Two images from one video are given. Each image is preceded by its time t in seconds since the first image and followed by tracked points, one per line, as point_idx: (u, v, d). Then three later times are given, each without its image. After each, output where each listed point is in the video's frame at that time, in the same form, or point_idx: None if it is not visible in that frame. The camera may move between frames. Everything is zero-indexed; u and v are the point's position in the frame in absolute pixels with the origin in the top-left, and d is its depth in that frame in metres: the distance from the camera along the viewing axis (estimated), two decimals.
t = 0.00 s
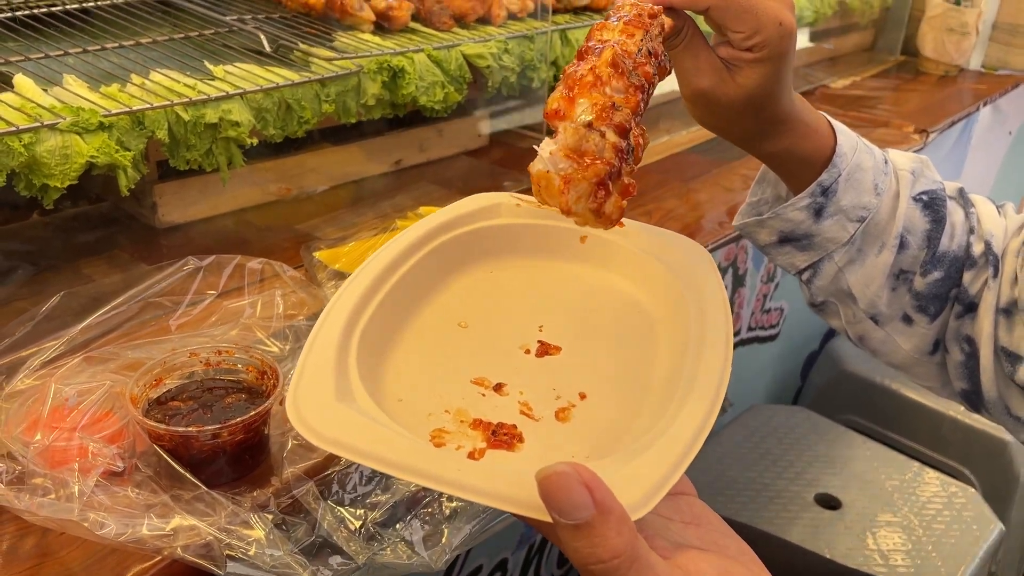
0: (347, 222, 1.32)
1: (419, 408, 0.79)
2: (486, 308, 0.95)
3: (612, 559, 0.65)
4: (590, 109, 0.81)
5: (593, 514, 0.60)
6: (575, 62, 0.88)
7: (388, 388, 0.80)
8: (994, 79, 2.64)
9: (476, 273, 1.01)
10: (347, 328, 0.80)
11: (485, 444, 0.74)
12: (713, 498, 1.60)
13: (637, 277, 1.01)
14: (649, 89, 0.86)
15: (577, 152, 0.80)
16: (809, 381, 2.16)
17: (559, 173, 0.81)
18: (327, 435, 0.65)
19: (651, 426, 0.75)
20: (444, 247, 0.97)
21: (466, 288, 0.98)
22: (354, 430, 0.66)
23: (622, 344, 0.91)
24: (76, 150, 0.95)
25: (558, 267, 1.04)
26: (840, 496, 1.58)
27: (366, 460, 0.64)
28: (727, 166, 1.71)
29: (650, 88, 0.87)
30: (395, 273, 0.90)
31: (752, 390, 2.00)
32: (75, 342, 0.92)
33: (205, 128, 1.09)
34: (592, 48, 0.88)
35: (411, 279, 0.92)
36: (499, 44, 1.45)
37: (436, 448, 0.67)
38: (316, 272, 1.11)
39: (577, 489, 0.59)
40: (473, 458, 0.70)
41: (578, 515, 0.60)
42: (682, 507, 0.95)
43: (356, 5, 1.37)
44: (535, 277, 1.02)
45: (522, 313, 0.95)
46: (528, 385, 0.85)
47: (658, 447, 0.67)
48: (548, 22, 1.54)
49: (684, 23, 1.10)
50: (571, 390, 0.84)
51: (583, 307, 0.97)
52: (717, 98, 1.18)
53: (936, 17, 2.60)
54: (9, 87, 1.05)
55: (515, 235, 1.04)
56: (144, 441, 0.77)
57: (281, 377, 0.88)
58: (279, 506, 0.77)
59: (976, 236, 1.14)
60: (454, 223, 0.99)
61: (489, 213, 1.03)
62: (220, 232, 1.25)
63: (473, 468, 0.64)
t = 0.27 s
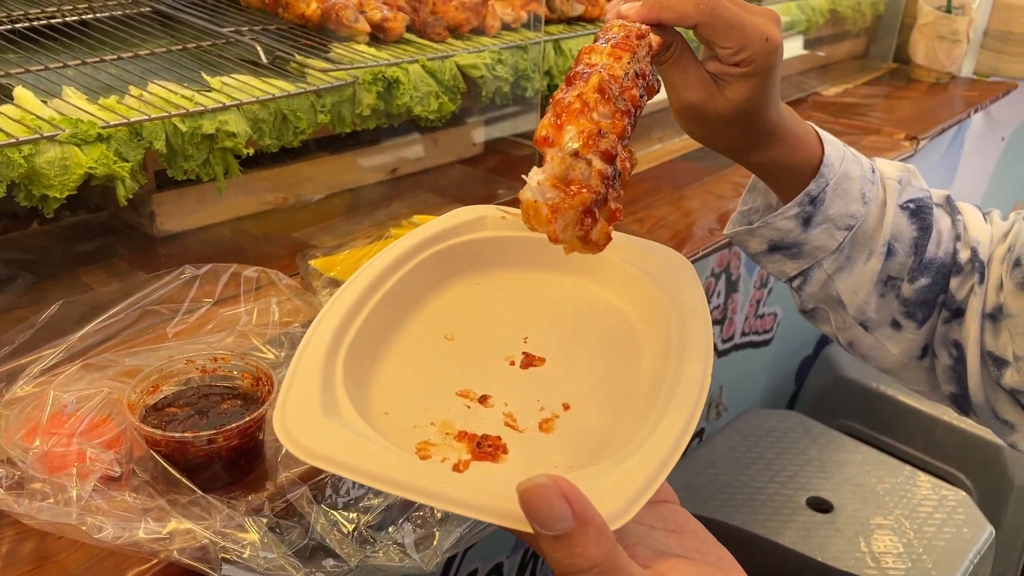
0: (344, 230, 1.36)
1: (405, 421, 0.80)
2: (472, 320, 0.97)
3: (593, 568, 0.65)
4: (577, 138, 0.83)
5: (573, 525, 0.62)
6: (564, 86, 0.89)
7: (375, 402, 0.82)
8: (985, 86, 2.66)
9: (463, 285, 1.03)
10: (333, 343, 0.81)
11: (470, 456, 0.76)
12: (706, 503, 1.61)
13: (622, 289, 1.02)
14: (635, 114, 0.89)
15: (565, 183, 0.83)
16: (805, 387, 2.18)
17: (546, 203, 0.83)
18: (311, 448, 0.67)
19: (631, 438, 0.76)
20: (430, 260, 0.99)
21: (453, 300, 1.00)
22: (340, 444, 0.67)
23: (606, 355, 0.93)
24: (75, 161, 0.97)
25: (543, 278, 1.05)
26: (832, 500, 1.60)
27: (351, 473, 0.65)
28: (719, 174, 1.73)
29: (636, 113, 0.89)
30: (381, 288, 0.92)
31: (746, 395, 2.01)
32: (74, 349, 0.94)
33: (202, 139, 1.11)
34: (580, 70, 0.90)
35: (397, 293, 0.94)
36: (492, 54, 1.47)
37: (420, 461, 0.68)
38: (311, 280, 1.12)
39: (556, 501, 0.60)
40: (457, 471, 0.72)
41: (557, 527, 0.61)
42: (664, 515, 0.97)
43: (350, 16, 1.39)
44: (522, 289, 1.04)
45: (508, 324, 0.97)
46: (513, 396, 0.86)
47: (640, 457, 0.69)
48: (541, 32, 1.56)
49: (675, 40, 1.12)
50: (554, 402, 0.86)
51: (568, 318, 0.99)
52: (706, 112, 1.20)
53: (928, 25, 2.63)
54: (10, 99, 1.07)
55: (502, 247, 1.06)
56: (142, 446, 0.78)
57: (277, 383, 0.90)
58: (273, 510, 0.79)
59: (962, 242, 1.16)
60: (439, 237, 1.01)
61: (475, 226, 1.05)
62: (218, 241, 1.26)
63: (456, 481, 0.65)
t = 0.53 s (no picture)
0: (343, 237, 1.36)
1: (409, 415, 0.82)
2: (474, 317, 0.99)
3: (598, 555, 0.67)
4: (569, 136, 0.85)
5: (579, 512, 0.63)
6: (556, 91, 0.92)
7: (380, 396, 0.83)
8: (978, 93, 2.69)
9: (464, 284, 1.04)
10: (339, 339, 0.83)
11: (474, 449, 0.78)
12: (703, 505, 1.63)
13: (621, 287, 1.04)
14: (627, 114, 0.91)
15: (558, 178, 0.84)
16: (801, 392, 2.19)
17: (540, 197, 0.84)
18: (318, 440, 0.69)
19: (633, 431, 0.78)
20: (431, 260, 1.01)
21: (454, 297, 1.02)
22: (348, 437, 0.69)
23: (606, 351, 0.94)
24: (81, 168, 0.99)
25: (540, 278, 1.07)
26: (828, 502, 1.62)
27: (360, 464, 0.67)
28: (714, 180, 1.75)
29: (628, 113, 0.91)
30: (384, 286, 0.93)
31: (742, 399, 2.03)
32: (80, 353, 0.96)
33: (205, 146, 1.13)
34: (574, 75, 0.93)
35: (399, 291, 0.95)
36: (490, 62, 1.49)
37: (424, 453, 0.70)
38: (312, 284, 1.14)
39: (563, 489, 0.62)
40: (461, 463, 0.73)
41: (564, 514, 0.63)
42: (664, 507, 0.98)
43: (350, 25, 1.42)
44: (522, 287, 1.05)
45: (509, 321, 0.99)
46: (515, 390, 0.88)
47: (644, 446, 0.71)
48: (538, 41, 1.60)
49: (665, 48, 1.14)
50: (556, 396, 0.87)
51: (569, 315, 1.01)
52: (697, 119, 1.22)
53: (921, 32, 2.66)
54: (16, 108, 1.08)
55: (501, 245, 1.07)
56: (149, 447, 0.79)
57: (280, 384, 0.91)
58: (277, 509, 0.80)
59: (951, 247, 1.18)
60: (439, 237, 1.03)
61: (475, 226, 1.07)
62: (220, 246, 1.28)
63: (461, 471, 0.67)
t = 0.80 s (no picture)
0: (341, 247, 1.39)
1: (400, 433, 0.84)
2: (462, 336, 1.00)
3: (578, 564, 0.69)
4: (563, 154, 0.90)
5: (561, 523, 0.65)
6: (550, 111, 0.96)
7: (371, 416, 0.85)
8: (970, 102, 2.72)
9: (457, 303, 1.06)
10: (331, 362, 0.84)
11: (463, 464, 0.79)
12: (698, 512, 1.64)
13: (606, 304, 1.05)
14: (623, 122, 0.94)
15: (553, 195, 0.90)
16: (797, 401, 2.20)
17: (539, 215, 0.91)
18: (309, 456, 0.70)
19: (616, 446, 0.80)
20: (424, 281, 1.03)
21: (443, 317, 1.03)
22: (340, 453, 0.71)
23: (592, 368, 0.96)
24: (84, 183, 1.01)
25: (530, 295, 1.08)
26: (822, 509, 1.63)
27: (353, 481, 0.69)
28: (708, 190, 1.77)
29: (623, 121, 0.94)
30: (375, 308, 0.94)
31: (737, 407, 2.05)
32: (84, 364, 0.97)
33: (206, 160, 1.15)
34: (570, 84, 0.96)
35: (390, 313, 0.97)
36: (485, 76, 1.52)
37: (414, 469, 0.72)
38: (311, 296, 1.16)
39: (545, 500, 0.64)
40: (451, 477, 0.75)
41: (545, 525, 0.64)
42: (648, 518, 1.00)
43: (348, 41, 1.45)
44: (510, 305, 1.07)
45: (497, 339, 1.00)
46: (503, 408, 0.90)
47: (626, 460, 0.73)
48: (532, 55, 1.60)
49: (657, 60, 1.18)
50: (542, 413, 0.89)
51: (555, 333, 1.02)
52: (690, 129, 1.26)
53: (912, 43, 2.69)
54: (20, 124, 1.11)
55: (494, 266, 1.08)
56: (151, 456, 0.81)
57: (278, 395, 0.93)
58: (276, 517, 0.82)
59: (941, 248, 1.19)
60: (434, 257, 1.05)
61: (464, 247, 1.08)
62: (220, 259, 1.30)
63: (452, 487, 0.69)
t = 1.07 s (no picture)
0: (332, 258, 1.40)
1: (368, 463, 0.84)
2: (432, 367, 1.01)
3: None
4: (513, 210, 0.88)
5: (516, 543, 0.66)
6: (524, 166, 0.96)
7: (340, 447, 0.85)
8: (962, 110, 2.73)
9: (427, 334, 1.07)
10: (298, 399, 0.85)
11: (429, 492, 0.80)
12: (691, 520, 1.64)
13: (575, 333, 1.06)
14: (574, 154, 0.92)
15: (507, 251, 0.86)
16: (789, 408, 2.19)
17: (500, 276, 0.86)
18: (277, 489, 0.72)
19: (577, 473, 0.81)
20: (396, 312, 1.03)
21: (415, 348, 1.04)
22: (306, 488, 0.72)
23: (559, 396, 0.97)
24: (73, 195, 1.02)
25: (499, 324, 1.09)
26: (814, 517, 1.63)
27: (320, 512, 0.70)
28: (699, 199, 1.78)
29: (576, 154, 0.92)
30: (344, 342, 0.96)
31: (731, 416, 2.05)
32: (72, 376, 0.98)
33: (196, 172, 1.16)
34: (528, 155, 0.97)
35: (361, 345, 0.98)
36: (476, 87, 1.52)
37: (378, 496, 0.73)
38: (301, 306, 1.16)
39: (499, 521, 0.65)
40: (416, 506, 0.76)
41: (500, 546, 0.65)
42: (613, 540, 1.01)
43: (339, 52, 1.46)
44: (481, 336, 1.07)
45: (467, 368, 1.01)
46: (471, 434, 0.90)
47: (580, 489, 0.74)
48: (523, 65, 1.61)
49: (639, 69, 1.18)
50: (509, 438, 0.90)
51: (524, 361, 1.03)
52: (677, 136, 1.27)
53: (904, 52, 2.71)
54: (10, 136, 1.11)
55: (461, 298, 1.09)
56: (137, 468, 0.81)
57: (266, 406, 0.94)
58: (263, 528, 0.82)
59: (931, 245, 1.18)
60: (405, 291, 1.06)
61: (432, 281, 1.09)
62: (211, 269, 1.30)
63: (418, 515, 0.70)
